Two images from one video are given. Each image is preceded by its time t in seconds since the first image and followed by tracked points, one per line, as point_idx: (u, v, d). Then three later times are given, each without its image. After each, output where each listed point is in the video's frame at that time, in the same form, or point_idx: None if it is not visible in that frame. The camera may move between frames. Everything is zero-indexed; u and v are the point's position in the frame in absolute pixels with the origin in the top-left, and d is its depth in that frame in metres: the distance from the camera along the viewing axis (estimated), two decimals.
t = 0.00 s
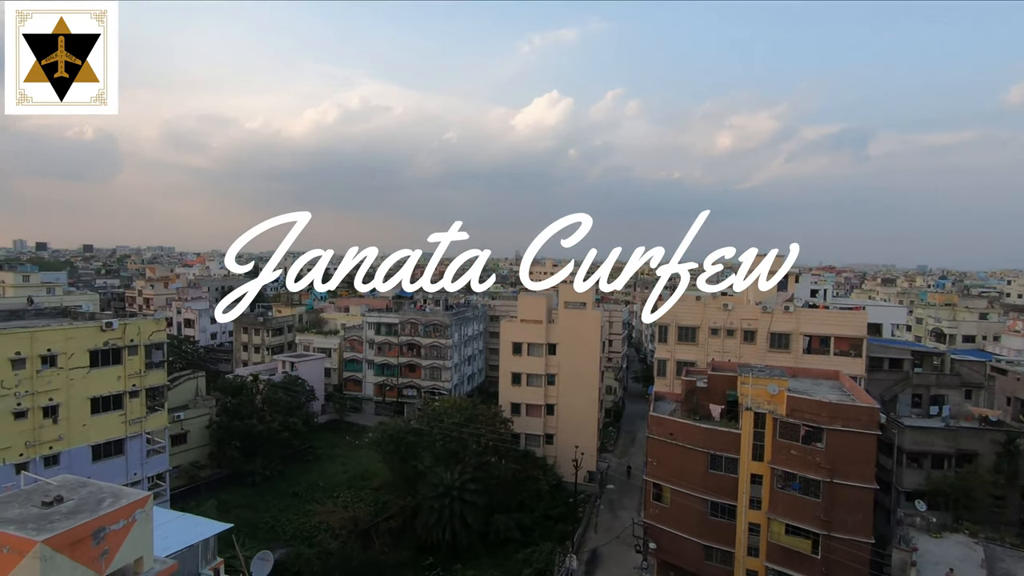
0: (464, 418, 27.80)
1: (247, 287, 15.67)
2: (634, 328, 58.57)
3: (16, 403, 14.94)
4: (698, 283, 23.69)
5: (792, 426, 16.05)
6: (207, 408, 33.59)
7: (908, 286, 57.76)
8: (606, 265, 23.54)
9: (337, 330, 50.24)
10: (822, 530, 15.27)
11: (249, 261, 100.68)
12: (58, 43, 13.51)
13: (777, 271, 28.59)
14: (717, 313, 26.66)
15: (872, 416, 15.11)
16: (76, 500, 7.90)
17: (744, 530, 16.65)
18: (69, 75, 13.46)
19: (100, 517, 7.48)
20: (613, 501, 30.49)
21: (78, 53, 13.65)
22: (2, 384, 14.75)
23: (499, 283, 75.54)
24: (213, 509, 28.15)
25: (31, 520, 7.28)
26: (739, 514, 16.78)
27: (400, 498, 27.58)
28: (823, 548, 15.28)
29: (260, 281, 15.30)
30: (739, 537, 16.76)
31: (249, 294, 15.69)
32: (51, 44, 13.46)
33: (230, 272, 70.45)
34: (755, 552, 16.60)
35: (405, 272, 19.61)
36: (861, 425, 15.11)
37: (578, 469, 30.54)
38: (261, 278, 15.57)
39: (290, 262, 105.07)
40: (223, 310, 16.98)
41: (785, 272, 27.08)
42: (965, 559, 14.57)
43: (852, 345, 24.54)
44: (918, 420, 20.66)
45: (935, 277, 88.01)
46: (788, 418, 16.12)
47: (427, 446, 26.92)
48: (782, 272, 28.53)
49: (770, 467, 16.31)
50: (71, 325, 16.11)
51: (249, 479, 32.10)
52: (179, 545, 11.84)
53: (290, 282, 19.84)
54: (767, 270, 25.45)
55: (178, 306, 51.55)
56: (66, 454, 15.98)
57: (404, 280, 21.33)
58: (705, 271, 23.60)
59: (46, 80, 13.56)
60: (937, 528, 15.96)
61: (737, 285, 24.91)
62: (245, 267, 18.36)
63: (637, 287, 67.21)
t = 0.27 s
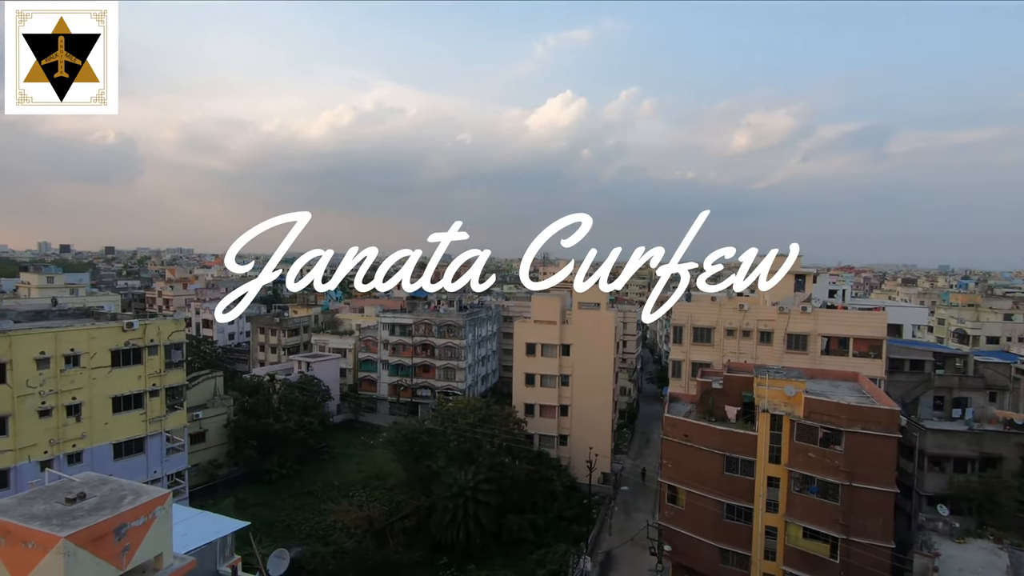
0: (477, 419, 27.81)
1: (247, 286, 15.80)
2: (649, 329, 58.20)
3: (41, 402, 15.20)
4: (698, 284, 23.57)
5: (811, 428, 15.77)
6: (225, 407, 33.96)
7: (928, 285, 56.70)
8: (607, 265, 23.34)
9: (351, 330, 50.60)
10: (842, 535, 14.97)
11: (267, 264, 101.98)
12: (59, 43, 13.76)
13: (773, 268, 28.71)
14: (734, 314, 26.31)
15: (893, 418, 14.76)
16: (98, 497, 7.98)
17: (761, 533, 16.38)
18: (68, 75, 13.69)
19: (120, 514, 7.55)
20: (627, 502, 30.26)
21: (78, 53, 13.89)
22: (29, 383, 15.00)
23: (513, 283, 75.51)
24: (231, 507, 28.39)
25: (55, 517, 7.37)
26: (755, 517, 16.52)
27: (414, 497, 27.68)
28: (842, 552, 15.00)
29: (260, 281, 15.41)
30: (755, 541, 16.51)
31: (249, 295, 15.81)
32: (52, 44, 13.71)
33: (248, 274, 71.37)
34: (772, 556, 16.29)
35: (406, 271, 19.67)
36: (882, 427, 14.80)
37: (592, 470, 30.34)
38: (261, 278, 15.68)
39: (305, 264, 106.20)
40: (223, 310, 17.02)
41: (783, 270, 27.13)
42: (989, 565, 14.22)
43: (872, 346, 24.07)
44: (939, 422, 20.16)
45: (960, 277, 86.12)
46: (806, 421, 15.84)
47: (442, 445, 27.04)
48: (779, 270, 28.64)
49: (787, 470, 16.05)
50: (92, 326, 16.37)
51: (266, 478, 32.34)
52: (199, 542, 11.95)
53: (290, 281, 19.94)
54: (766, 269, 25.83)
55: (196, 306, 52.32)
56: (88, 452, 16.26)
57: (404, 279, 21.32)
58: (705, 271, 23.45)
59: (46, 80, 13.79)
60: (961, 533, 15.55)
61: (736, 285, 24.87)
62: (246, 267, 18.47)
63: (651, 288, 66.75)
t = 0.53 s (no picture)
0: (487, 421, 27.76)
1: (246, 286, 15.84)
2: (659, 330, 57.94)
3: (56, 404, 15.37)
4: (699, 284, 23.36)
5: (823, 430, 15.58)
6: (236, 409, 34.20)
7: (941, 286, 55.90)
8: (607, 264, 23.11)
9: (361, 332, 50.79)
10: (855, 539, 14.78)
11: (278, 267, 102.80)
12: (58, 43, 13.92)
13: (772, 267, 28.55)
14: (745, 316, 26.09)
15: (906, 420, 14.55)
16: (112, 498, 8.05)
17: (773, 537, 16.19)
18: (68, 75, 13.86)
19: (133, 515, 7.60)
20: (637, 505, 30.08)
21: (78, 53, 14.05)
22: (45, 385, 15.15)
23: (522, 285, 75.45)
24: (242, 508, 28.55)
25: (71, 517, 7.45)
26: (767, 521, 16.32)
27: (423, 499, 27.69)
28: (856, 556, 14.78)
29: (260, 281, 15.46)
30: (767, 545, 16.31)
31: (248, 294, 15.84)
32: (51, 44, 13.86)
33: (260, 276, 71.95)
34: (784, 560, 16.11)
35: (405, 271, 19.71)
36: (896, 430, 14.59)
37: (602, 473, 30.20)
38: (261, 278, 15.73)
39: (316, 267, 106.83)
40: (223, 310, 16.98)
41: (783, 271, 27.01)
42: (1007, 570, 13.97)
43: (884, 347, 23.79)
44: (954, 425, 19.86)
45: (976, 278, 84.78)
46: (818, 423, 15.63)
47: (451, 447, 27.03)
48: (778, 270, 28.50)
49: (799, 473, 15.86)
50: (107, 328, 16.54)
51: (276, 479, 32.48)
52: (211, 542, 12.03)
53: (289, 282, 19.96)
54: (767, 268, 25.83)
55: (208, 309, 52.83)
56: (103, 454, 16.42)
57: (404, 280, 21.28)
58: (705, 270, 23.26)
59: (46, 80, 13.94)
60: (977, 537, 15.29)
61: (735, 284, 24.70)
62: (245, 268, 18.50)
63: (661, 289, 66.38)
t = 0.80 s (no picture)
0: (491, 424, 27.71)
1: (246, 286, 15.88)
2: (664, 333, 57.79)
3: (64, 407, 15.42)
4: (698, 284, 23.27)
5: (829, 433, 15.46)
6: (242, 412, 34.28)
7: (948, 287, 55.50)
8: (607, 265, 23.01)
9: (366, 335, 50.88)
10: (863, 542, 14.64)
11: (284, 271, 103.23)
12: (58, 43, 14.04)
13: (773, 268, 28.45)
14: (750, 317, 25.98)
15: (913, 422, 14.43)
16: (118, 501, 8.07)
17: (780, 541, 16.06)
18: (68, 75, 13.97)
19: (140, 519, 7.62)
20: (643, 508, 29.95)
21: (77, 53, 14.17)
22: (52, 389, 15.22)
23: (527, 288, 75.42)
24: (248, 511, 28.58)
25: (77, 520, 7.47)
26: (774, 524, 16.21)
27: (429, 502, 27.66)
28: (863, 560, 14.68)
29: (260, 281, 15.51)
30: (774, 548, 16.18)
31: (248, 293, 15.90)
32: (52, 44, 13.98)
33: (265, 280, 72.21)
34: (791, 564, 15.98)
35: (405, 271, 19.72)
36: (903, 433, 14.48)
37: (607, 476, 30.09)
38: (261, 278, 15.77)
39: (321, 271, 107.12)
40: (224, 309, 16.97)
41: (782, 272, 26.97)
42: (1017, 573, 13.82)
43: (891, 348, 23.62)
44: (961, 427, 19.71)
45: (984, 280, 84.23)
46: (824, 425, 15.51)
47: (456, 450, 27.00)
48: (779, 270, 28.42)
49: (805, 476, 15.73)
50: (114, 332, 16.62)
51: (282, 482, 32.49)
52: (217, 545, 12.03)
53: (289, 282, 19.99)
54: (766, 268, 25.77)
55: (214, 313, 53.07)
56: (109, 457, 16.47)
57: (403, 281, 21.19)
58: (705, 271, 23.20)
59: (46, 80, 14.04)
60: (987, 540, 15.13)
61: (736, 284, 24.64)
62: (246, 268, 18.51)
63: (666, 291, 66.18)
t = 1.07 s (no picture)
0: (494, 426, 27.67)
1: (246, 286, 15.88)
2: (666, 334, 57.69)
3: (67, 410, 15.46)
4: (698, 284, 23.25)
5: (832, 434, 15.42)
6: (244, 415, 34.30)
7: (951, 288, 55.33)
8: (606, 265, 22.98)
9: (368, 338, 50.91)
10: (866, 544, 14.59)
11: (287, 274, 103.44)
12: (58, 43, 14.10)
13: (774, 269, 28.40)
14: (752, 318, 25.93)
15: (917, 424, 14.36)
16: (121, 505, 8.08)
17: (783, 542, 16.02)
18: (68, 75, 14.02)
19: (143, 522, 7.60)
20: (646, 510, 29.89)
21: (77, 53, 14.23)
22: (55, 392, 15.26)
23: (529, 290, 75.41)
24: (250, 514, 28.58)
25: (81, 523, 7.47)
26: (777, 526, 16.16)
27: (431, 505, 27.64)
28: (867, 562, 14.63)
29: (259, 281, 15.51)
30: (778, 550, 16.13)
31: (248, 293, 15.90)
32: (51, 44, 14.04)
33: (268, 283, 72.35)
34: (795, 566, 15.93)
35: (405, 271, 19.68)
36: (907, 434, 14.41)
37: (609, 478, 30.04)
38: (261, 277, 15.78)
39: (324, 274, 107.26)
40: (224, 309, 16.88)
41: (783, 273, 26.93)
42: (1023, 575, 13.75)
43: (894, 349, 23.54)
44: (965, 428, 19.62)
45: (987, 281, 83.94)
46: (826, 426, 15.47)
47: (458, 452, 26.97)
48: (779, 271, 28.38)
49: (809, 478, 15.69)
50: (117, 335, 16.66)
51: (284, 484, 32.49)
52: (219, 549, 12.02)
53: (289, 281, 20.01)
54: (766, 268, 25.77)
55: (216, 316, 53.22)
56: (113, 460, 16.48)
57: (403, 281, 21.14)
58: (703, 271, 23.19)
59: (46, 80, 14.10)
60: (992, 541, 15.05)
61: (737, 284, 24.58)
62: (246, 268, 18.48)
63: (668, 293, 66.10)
